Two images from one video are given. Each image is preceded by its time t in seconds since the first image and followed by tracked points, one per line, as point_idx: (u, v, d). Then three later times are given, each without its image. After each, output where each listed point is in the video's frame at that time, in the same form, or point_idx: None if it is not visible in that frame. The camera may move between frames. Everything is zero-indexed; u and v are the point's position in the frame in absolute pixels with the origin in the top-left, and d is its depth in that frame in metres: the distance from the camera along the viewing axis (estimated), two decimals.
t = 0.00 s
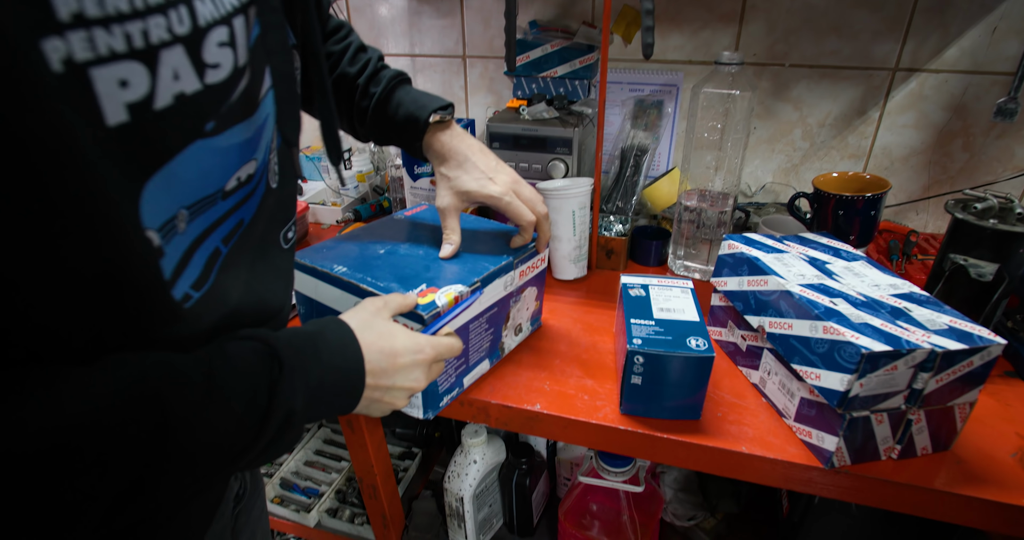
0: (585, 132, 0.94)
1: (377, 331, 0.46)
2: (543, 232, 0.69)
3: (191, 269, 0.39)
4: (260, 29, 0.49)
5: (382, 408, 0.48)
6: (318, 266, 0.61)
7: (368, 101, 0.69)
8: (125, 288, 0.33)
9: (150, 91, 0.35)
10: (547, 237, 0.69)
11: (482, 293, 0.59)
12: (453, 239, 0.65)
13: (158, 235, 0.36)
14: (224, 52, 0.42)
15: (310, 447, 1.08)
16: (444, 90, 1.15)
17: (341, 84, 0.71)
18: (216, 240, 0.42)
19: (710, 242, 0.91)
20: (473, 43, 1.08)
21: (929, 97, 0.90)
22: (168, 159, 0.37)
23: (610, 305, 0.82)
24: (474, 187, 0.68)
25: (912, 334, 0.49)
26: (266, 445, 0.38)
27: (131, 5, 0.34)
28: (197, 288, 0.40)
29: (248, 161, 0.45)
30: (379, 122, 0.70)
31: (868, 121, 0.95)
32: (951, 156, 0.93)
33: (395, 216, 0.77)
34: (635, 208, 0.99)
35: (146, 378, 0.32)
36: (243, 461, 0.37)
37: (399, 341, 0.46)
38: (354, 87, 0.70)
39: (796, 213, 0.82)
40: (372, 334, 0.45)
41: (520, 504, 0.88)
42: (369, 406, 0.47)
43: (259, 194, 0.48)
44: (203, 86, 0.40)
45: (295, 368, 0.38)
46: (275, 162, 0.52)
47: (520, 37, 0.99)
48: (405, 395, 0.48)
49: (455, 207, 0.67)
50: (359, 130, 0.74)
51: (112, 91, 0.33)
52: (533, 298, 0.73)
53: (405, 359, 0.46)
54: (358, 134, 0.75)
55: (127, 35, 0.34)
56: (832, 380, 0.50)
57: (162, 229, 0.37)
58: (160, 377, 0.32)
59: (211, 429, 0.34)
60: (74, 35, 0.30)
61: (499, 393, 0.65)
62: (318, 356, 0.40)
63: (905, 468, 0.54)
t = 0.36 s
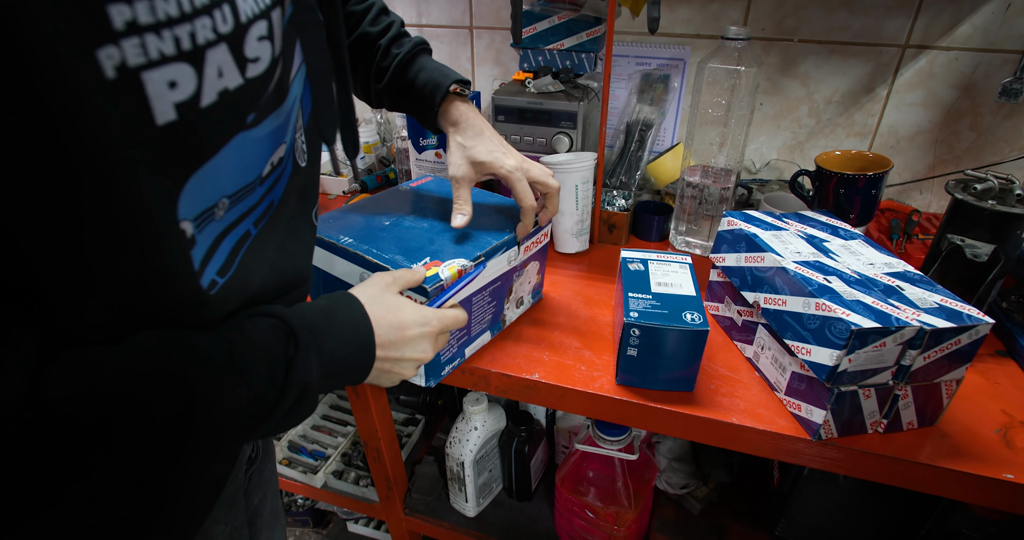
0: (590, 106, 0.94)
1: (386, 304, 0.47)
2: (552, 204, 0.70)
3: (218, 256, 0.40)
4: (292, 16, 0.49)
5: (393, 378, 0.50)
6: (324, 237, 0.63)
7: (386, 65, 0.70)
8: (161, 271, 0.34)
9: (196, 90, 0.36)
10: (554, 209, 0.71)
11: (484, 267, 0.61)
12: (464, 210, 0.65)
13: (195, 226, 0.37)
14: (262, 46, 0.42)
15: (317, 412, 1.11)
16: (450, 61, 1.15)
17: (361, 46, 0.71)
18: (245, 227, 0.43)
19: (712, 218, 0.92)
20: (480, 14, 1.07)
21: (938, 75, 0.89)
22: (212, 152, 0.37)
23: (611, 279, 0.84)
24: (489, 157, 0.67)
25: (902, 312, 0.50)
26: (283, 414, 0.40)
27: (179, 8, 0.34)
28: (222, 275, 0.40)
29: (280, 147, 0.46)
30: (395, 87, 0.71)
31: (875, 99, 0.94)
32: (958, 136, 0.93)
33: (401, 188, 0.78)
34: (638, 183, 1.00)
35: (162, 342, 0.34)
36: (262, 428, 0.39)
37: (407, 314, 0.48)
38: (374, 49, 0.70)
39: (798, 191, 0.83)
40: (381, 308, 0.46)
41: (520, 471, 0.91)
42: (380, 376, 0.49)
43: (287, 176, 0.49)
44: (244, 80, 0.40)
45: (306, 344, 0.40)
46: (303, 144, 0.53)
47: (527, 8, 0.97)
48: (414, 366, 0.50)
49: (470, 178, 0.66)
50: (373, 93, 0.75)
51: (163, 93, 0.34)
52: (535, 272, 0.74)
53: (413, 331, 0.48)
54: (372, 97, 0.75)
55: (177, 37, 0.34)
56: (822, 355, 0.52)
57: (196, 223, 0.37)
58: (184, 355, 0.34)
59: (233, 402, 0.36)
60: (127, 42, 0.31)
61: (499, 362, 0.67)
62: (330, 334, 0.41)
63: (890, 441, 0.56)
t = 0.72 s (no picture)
0: (597, 99, 0.94)
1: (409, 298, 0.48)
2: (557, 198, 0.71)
3: (241, 246, 0.41)
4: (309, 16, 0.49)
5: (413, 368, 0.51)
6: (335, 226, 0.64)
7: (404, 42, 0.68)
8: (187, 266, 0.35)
9: (224, 89, 0.37)
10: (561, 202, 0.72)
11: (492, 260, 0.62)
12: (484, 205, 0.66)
13: (221, 219, 0.38)
14: (284, 40, 0.43)
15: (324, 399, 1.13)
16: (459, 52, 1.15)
17: (381, 24, 0.70)
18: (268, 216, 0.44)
19: (717, 212, 0.93)
20: (489, 5, 1.07)
21: (946, 72, 0.89)
22: (242, 148, 0.39)
23: (616, 271, 0.85)
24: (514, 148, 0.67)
25: (902, 307, 0.51)
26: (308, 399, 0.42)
27: (202, 10, 0.35)
28: (243, 265, 0.41)
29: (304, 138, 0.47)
30: (410, 65, 0.69)
31: (882, 95, 0.94)
32: (964, 133, 0.93)
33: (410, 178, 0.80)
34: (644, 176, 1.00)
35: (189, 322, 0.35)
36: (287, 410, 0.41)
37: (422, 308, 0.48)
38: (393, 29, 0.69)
39: (803, 186, 0.83)
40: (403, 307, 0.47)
41: (523, 459, 0.93)
42: (400, 365, 0.50)
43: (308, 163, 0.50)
44: (270, 76, 0.41)
45: (327, 333, 0.41)
46: (323, 131, 0.53)
47: None
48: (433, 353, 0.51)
49: (492, 169, 0.67)
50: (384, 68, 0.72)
51: (192, 94, 0.35)
52: (541, 263, 0.75)
53: (432, 322, 0.49)
54: (381, 74, 0.72)
55: (201, 39, 0.35)
56: (822, 347, 0.52)
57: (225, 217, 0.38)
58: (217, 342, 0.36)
59: (260, 387, 0.37)
60: (153, 46, 0.32)
61: (505, 351, 0.68)
62: (350, 323, 0.42)
63: (888, 433, 0.57)
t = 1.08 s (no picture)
0: (608, 100, 0.95)
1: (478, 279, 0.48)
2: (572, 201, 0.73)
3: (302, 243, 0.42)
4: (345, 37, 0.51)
5: (499, 352, 0.49)
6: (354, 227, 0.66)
7: (441, 34, 0.67)
8: (284, 268, 0.34)
9: (286, 95, 0.38)
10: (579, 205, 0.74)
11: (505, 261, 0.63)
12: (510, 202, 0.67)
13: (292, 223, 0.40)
14: (326, 37, 0.45)
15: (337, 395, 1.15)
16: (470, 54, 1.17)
17: (414, 13, 0.68)
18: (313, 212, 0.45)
19: (726, 213, 0.94)
20: (500, 7, 1.08)
21: (954, 74, 0.90)
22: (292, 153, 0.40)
23: (626, 270, 0.86)
24: (542, 150, 0.68)
25: (909, 308, 0.52)
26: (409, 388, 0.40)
27: (263, 20, 0.35)
28: (308, 260, 0.42)
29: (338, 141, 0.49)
30: (443, 61, 0.69)
31: (890, 97, 0.95)
32: (971, 135, 0.94)
33: (426, 178, 0.81)
34: (654, 176, 1.01)
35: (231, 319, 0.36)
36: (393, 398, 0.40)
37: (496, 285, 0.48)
38: (427, 20, 0.68)
39: (811, 188, 0.84)
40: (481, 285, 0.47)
41: (533, 454, 0.94)
42: (487, 348, 0.47)
43: (343, 152, 0.51)
44: (320, 75, 0.43)
45: (422, 316, 0.39)
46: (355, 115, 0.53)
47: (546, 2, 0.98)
48: (516, 334, 0.49)
49: (520, 170, 0.68)
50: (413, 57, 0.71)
51: (261, 103, 0.35)
52: (553, 263, 0.77)
53: (511, 298, 0.47)
54: (409, 61, 0.72)
55: (265, 48, 0.35)
56: (831, 346, 0.54)
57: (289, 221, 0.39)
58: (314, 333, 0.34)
59: (364, 374, 0.36)
60: (225, 61, 0.31)
61: (518, 348, 0.70)
62: (439, 304, 0.41)
63: (895, 430, 0.58)
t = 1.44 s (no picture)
0: (614, 100, 0.96)
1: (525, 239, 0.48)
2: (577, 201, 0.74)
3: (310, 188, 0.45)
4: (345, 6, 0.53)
5: (558, 280, 0.52)
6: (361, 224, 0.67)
7: (447, 39, 0.69)
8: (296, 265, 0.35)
9: (288, 33, 0.38)
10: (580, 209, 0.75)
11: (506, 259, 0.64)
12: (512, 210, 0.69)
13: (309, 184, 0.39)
14: None
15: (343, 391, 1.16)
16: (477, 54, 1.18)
17: (421, 15, 0.69)
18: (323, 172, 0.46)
19: (729, 212, 0.94)
20: (506, 7, 1.09)
21: (958, 75, 0.91)
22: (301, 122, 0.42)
23: (630, 268, 0.87)
24: (543, 151, 0.69)
25: (909, 306, 0.53)
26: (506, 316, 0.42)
27: None
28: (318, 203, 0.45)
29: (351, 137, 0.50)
30: (452, 65, 0.70)
31: (894, 97, 0.96)
32: (975, 135, 0.94)
33: (433, 176, 0.82)
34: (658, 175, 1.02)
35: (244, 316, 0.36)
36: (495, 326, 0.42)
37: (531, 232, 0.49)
38: (434, 23, 0.69)
39: (815, 188, 0.85)
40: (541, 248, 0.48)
41: (537, 451, 0.95)
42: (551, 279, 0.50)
43: (349, 126, 0.52)
44: (322, 24, 0.43)
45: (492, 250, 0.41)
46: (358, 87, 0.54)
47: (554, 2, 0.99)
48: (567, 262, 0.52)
49: (522, 170, 0.70)
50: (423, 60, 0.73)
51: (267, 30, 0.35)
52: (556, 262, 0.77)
53: (554, 230, 0.51)
54: (420, 63, 0.73)
55: None
56: (831, 344, 0.55)
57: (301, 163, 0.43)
58: (416, 270, 0.36)
59: (468, 302, 0.38)
60: None
61: (523, 345, 0.71)
62: (502, 237, 0.43)
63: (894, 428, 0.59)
